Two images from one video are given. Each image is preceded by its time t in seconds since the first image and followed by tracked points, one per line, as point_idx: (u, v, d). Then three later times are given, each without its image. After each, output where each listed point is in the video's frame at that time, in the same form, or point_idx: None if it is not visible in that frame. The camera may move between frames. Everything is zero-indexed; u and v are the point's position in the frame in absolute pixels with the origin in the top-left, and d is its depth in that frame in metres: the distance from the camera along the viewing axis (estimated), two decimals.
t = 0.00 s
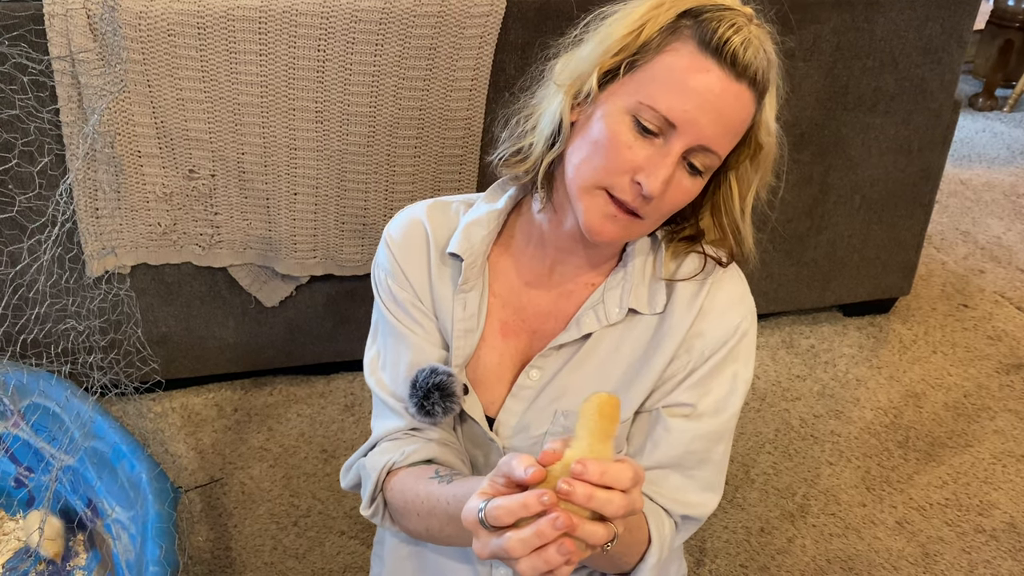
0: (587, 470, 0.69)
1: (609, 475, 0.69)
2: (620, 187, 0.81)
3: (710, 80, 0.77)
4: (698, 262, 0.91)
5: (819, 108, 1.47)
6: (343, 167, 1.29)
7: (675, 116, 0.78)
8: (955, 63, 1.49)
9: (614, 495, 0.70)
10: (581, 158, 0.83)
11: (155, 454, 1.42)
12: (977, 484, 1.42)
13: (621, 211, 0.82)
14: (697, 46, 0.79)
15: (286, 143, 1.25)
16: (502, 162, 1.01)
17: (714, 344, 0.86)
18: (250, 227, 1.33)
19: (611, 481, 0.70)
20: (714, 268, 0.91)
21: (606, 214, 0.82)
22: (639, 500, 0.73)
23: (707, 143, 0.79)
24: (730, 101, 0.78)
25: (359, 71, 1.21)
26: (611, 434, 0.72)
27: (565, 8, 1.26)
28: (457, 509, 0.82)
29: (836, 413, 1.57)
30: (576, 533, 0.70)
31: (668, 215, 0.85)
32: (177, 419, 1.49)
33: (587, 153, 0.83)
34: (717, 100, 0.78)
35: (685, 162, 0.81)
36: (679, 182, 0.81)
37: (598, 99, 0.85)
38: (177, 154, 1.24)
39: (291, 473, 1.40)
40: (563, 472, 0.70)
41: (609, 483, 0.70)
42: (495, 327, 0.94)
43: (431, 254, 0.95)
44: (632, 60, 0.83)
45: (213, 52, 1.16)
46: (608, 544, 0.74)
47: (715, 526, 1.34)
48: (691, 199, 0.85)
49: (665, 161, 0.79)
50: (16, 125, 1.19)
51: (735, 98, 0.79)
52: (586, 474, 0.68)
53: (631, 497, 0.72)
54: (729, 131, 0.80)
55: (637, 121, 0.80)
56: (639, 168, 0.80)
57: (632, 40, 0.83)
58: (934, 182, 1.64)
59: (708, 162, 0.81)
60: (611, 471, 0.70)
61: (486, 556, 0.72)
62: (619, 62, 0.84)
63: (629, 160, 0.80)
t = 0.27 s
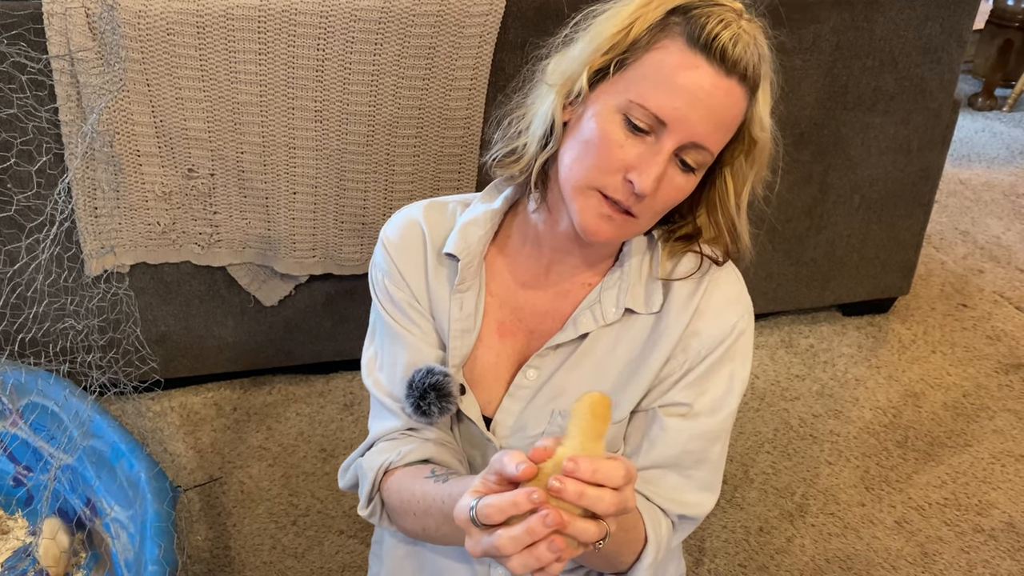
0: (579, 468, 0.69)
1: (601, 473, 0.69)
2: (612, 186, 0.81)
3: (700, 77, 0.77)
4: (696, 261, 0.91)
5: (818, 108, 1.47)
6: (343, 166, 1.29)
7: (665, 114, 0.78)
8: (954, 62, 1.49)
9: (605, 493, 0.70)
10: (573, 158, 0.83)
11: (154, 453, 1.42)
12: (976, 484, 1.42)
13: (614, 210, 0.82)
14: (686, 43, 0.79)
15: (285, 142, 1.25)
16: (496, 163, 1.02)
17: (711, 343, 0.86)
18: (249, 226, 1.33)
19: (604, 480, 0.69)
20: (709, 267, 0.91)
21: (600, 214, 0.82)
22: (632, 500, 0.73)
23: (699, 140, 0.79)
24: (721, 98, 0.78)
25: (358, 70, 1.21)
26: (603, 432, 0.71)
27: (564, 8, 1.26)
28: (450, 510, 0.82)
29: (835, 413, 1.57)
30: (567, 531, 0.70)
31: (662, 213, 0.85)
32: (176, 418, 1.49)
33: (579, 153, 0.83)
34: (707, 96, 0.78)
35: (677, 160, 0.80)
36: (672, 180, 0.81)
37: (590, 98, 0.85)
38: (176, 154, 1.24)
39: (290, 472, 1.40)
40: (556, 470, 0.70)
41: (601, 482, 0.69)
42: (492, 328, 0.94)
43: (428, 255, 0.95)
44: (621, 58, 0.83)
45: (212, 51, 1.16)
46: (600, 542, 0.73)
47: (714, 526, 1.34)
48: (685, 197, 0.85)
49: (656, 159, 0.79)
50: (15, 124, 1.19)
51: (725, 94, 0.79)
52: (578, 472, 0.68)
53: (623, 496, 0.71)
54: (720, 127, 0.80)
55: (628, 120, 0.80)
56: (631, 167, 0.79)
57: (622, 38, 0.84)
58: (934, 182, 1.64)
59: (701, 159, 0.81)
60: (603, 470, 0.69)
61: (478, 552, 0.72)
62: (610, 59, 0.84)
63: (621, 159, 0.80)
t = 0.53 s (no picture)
0: (576, 465, 0.68)
1: (598, 471, 0.69)
2: (605, 183, 0.80)
3: (690, 71, 0.77)
4: (694, 261, 0.91)
5: (818, 107, 1.47)
6: (342, 166, 1.29)
7: (656, 109, 0.78)
8: (954, 62, 1.49)
9: (601, 491, 0.69)
10: (566, 157, 0.83)
11: (154, 453, 1.42)
12: (975, 483, 1.42)
13: (609, 207, 0.81)
14: (675, 38, 0.79)
15: (285, 142, 1.25)
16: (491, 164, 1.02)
17: (710, 343, 0.86)
18: (248, 226, 1.33)
19: (601, 478, 0.69)
20: (708, 266, 0.91)
21: (594, 211, 0.82)
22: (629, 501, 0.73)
23: (691, 134, 0.79)
24: (711, 92, 0.78)
25: (358, 69, 1.20)
26: (603, 436, 0.72)
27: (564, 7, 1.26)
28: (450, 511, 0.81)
29: (835, 413, 1.57)
30: (561, 526, 0.70)
31: (658, 211, 0.84)
32: (175, 417, 1.49)
33: (572, 151, 0.83)
34: (698, 90, 0.77)
35: (670, 155, 0.80)
36: (665, 176, 0.80)
37: (581, 97, 0.85)
38: (175, 153, 1.24)
39: (289, 471, 1.40)
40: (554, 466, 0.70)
41: (597, 480, 0.69)
42: (491, 329, 0.94)
43: (426, 256, 0.95)
44: (610, 56, 0.84)
45: (211, 50, 1.16)
46: (594, 542, 0.73)
47: (713, 526, 1.34)
48: (681, 194, 0.84)
49: (648, 154, 0.79)
50: (14, 123, 1.19)
51: (716, 87, 0.78)
52: (576, 468, 0.68)
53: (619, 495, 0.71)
54: (712, 121, 0.80)
55: (619, 116, 0.80)
56: (623, 163, 0.79)
57: (611, 35, 0.84)
58: (933, 182, 1.64)
59: (695, 154, 0.81)
60: (601, 469, 0.69)
61: (471, 543, 0.72)
62: (599, 57, 0.85)
63: (613, 155, 0.80)
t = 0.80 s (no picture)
0: (572, 464, 0.69)
1: (594, 472, 0.69)
2: (598, 179, 0.80)
3: (677, 63, 0.77)
4: (693, 261, 0.91)
5: (817, 107, 1.47)
6: (342, 166, 1.29)
7: (644, 103, 0.78)
8: (953, 62, 1.49)
9: (596, 492, 0.69)
10: (558, 156, 0.83)
11: (154, 453, 1.42)
12: (975, 483, 1.42)
13: (602, 203, 0.81)
14: (660, 32, 0.79)
15: (284, 142, 1.25)
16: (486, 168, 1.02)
17: (709, 344, 0.86)
18: (248, 226, 1.32)
19: (595, 480, 0.69)
20: (706, 267, 0.91)
21: (587, 209, 0.81)
22: (625, 505, 0.72)
23: (682, 126, 0.79)
24: (700, 84, 0.78)
25: (358, 69, 1.21)
26: (600, 436, 0.73)
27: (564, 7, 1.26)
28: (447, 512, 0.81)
29: (834, 412, 1.57)
30: (554, 525, 0.70)
31: (654, 207, 0.84)
32: (175, 417, 1.49)
33: (563, 150, 0.83)
34: (686, 82, 0.77)
35: (661, 149, 0.80)
36: (658, 170, 0.80)
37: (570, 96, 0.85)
38: (175, 153, 1.24)
39: (289, 471, 1.40)
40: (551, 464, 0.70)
41: (592, 480, 0.69)
42: (490, 330, 0.94)
43: (425, 257, 0.95)
44: (597, 53, 0.84)
45: (211, 51, 1.16)
46: (588, 544, 0.73)
47: (713, 526, 1.34)
48: (676, 189, 0.84)
49: (639, 148, 0.79)
50: (13, 123, 1.19)
51: (704, 79, 0.78)
52: (571, 468, 0.68)
53: (614, 498, 0.71)
54: (703, 114, 0.80)
55: (609, 112, 0.80)
56: (615, 158, 0.79)
57: (596, 33, 0.84)
58: (932, 182, 1.64)
59: (687, 146, 0.81)
60: (597, 471, 0.69)
61: (466, 536, 0.73)
62: (588, 55, 0.85)
63: (604, 151, 0.80)
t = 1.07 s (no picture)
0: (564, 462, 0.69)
1: (583, 476, 0.69)
2: (590, 165, 0.80)
3: (633, 33, 0.78)
4: (700, 267, 0.89)
5: (817, 108, 1.47)
6: (342, 166, 1.28)
7: (613, 79, 0.78)
8: (953, 62, 1.49)
9: (584, 497, 0.70)
10: (545, 158, 0.83)
11: (153, 453, 1.42)
12: (974, 483, 1.42)
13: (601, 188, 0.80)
14: (608, 11, 0.80)
15: (284, 142, 1.25)
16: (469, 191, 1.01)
17: (717, 357, 0.85)
18: (247, 226, 1.32)
19: (584, 484, 0.70)
20: (713, 274, 0.89)
21: (589, 197, 0.81)
22: (614, 522, 0.72)
23: (657, 89, 0.79)
24: (661, 47, 0.78)
25: (358, 69, 1.21)
26: (601, 450, 0.73)
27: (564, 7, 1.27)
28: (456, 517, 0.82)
29: (834, 413, 1.57)
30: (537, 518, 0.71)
31: (653, 186, 0.83)
32: (174, 418, 1.49)
33: (548, 150, 0.83)
34: (647, 48, 0.78)
35: (645, 121, 0.80)
36: (648, 141, 0.80)
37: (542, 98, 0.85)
38: (174, 154, 1.24)
39: (289, 472, 1.40)
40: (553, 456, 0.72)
41: (581, 484, 0.70)
42: (495, 339, 0.94)
43: (427, 266, 0.94)
44: (555, 52, 0.84)
45: (211, 51, 1.16)
46: (567, 548, 0.73)
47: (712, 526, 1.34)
48: (669, 162, 0.83)
49: (621, 124, 0.79)
50: (13, 124, 1.19)
51: (668, 40, 0.79)
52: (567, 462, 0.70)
53: (601, 508, 0.71)
54: (676, 75, 0.80)
55: (583, 101, 0.81)
56: (601, 140, 0.79)
57: (550, 33, 0.84)
58: (932, 182, 1.64)
59: (668, 112, 0.81)
60: (586, 475, 0.70)
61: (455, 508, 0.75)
62: (548, 60, 0.85)
63: (588, 136, 0.80)
